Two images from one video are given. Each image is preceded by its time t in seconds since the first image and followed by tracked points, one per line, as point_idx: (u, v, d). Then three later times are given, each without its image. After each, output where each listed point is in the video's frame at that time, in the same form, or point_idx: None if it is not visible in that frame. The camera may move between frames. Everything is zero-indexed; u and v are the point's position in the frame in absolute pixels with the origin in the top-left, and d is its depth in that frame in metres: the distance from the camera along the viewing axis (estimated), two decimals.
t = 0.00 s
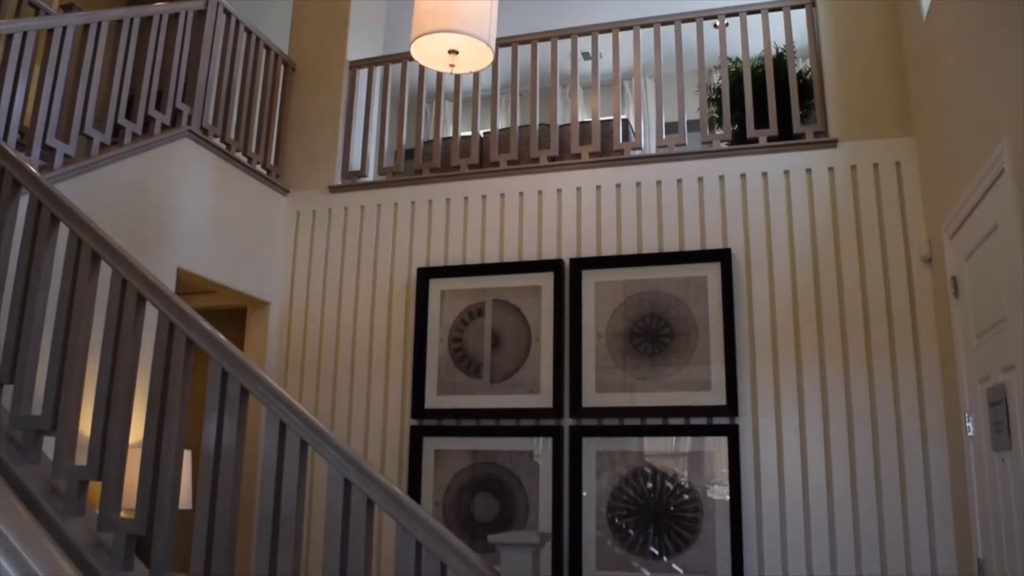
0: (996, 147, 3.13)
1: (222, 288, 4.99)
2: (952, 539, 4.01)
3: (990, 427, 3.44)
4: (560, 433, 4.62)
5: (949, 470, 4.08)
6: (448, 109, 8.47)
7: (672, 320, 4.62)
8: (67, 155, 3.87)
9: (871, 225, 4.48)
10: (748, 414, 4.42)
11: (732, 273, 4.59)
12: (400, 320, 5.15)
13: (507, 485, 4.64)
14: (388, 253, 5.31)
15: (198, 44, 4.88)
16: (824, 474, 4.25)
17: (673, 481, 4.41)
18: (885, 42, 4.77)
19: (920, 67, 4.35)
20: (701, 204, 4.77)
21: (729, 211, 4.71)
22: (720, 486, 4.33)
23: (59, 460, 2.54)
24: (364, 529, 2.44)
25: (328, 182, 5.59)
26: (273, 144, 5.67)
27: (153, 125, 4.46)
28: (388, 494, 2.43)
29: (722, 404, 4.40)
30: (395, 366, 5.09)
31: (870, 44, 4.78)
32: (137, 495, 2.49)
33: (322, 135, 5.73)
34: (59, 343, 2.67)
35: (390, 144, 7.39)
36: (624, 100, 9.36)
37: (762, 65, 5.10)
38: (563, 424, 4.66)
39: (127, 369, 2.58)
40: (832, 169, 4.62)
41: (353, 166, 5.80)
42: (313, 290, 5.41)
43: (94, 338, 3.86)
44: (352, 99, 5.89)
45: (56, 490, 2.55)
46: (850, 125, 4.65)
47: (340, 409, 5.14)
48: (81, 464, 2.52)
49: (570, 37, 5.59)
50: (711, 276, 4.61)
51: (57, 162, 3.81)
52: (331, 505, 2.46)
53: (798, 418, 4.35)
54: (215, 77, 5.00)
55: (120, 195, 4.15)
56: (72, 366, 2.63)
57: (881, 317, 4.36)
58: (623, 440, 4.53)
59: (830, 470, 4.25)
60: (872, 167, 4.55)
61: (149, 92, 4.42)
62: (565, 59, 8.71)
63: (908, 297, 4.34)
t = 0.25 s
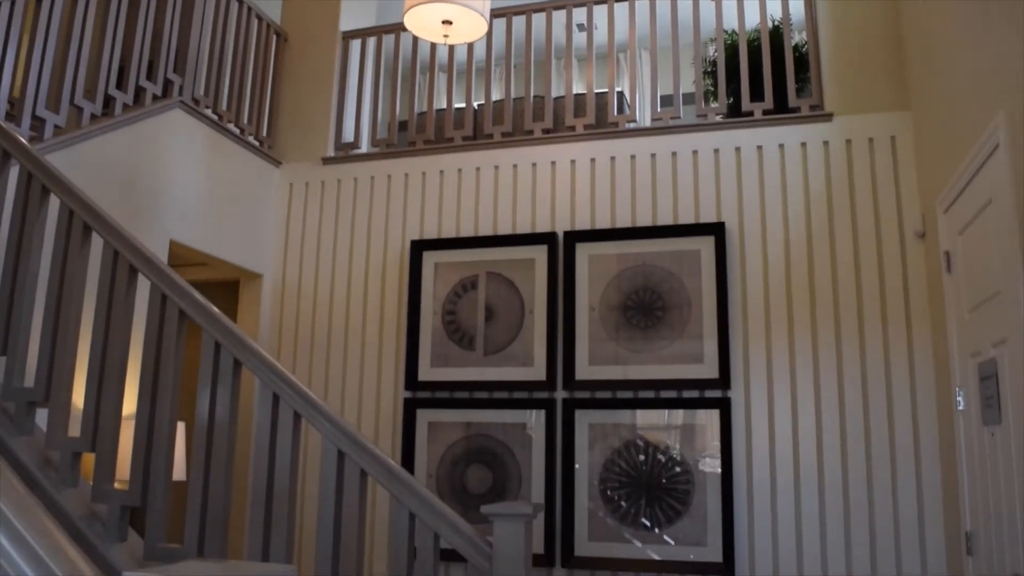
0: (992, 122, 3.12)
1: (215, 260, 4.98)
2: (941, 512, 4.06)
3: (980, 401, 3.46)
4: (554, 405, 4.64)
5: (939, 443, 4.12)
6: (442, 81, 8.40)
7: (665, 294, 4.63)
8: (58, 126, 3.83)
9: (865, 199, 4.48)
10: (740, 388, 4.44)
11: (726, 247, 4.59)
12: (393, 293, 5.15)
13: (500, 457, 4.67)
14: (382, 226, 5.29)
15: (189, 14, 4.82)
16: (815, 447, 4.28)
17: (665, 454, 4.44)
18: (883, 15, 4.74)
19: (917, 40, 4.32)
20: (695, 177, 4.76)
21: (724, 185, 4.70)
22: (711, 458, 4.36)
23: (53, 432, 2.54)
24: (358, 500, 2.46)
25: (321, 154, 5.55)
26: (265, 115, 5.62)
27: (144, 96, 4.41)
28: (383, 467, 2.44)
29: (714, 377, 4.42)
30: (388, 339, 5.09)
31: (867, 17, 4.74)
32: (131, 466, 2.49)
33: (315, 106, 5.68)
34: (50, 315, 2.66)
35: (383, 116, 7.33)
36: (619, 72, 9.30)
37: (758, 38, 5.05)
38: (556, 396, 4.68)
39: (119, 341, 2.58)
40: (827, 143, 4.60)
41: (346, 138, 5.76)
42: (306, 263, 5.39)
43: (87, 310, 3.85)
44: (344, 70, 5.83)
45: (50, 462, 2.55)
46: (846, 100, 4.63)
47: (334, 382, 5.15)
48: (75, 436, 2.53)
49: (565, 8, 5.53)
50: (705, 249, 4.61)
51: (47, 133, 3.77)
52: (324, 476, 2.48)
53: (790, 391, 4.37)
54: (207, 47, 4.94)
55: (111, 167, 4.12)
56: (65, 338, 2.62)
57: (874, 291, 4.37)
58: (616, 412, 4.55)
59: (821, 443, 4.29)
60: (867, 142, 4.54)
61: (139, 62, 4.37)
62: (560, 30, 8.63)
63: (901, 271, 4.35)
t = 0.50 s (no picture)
0: (985, 95, 3.11)
1: (205, 233, 4.95)
2: (927, 484, 4.11)
3: (968, 375, 3.49)
4: (544, 378, 4.66)
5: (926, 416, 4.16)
6: (433, 52, 8.32)
7: (656, 267, 4.63)
8: (44, 97, 3.78)
9: (857, 174, 4.48)
10: (731, 361, 4.47)
11: (717, 221, 4.59)
12: (385, 267, 5.13)
13: (491, 430, 4.70)
14: (373, 198, 5.26)
15: None
16: (804, 420, 4.32)
17: (655, 426, 4.48)
18: None
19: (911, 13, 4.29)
20: (688, 151, 4.74)
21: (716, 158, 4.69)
22: (701, 431, 4.40)
23: (43, 404, 2.54)
24: (348, 472, 2.47)
25: (311, 126, 5.51)
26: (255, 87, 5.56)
27: (132, 66, 4.36)
28: (375, 439, 2.45)
29: (705, 350, 4.45)
30: (380, 312, 5.09)
31: None
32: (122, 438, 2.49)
33: (305, 78, 5.62)
34: (39, 287, 2.64)
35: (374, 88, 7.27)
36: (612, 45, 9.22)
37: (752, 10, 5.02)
38: (547, 369, 4.70)
39: (109, 314, 2.57)
40: (820, 117, 4.59)
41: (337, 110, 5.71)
42: (296, 236, 5.37)
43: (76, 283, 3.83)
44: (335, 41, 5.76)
45: (40, 435, 2.56)
46: (839, 73, 4.61)
47: (325, 355, 5.15)
48: (65, 408, 2.52)
49: None
50: (696, 223, 4.61)
51: (34, 104, 3.72)
52: (315, 448, 2.48)
53: (779, 365, 4.40)
54: (195, 17, 4.87)
55: (100, 138, 4.08)
56: (54, 311, 2.61)
57: (864, 265, 4.38)
58: (606, 385, 4.58)
59: (810, 416, 4.32)
60: (859, 116, 4.53)
61: (127, 33, 4.31)
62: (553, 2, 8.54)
63: (892, 246, 4.37)
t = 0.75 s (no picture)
0: (977, 74, 3.10)
1: (195, 211, 4.92)
2: (915, 462, 4.16)
3: (957, 354, 3.52)
4: (536, 356, 4.67)
5: (915, 395, 4.20)
6: (424, 29, 8.24)
7: (648, 245, 4.63)
8: (31, 73, 3.72)
9: (849, 153, 4.48)
10: (721, 340, 4.48)
11: (709, 200, 4.59)
12: (375, 245, 5.12)
13: (482, 408, 4.71)
14: (364, 176, 5.24)
15: None
16: (793, 399, 4.35)
17: (645, 405, 4.50)
18: None
19: None
20: (679, 129, 4.73)
21: (708, 136, 4.67)
22: (691, 410, 4.43)
23: (32, 382, 2.53)
24: (340, 450, 2.48)
25: (301, 103, 5.46)
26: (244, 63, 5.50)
27: (120, 42, 4.30)
28: (366, 417, 2.46)
29: (695, 328, 4.46)
30: (371, 291, 5.08)
31: None
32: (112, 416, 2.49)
33: (294, 54, 5.56)
34: (27, 265, 2.62)
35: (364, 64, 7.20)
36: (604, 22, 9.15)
37: None
38: (538, 347, 4.71)
39: (98, 292, 2.55)
40: (812, 95, 4.58)
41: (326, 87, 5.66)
42: (287, 214, 5.34)
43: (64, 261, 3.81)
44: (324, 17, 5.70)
45: (30, 413, 2.55)
46: (832, 51, 4.60)
47: (316, 333, 5.15)
48: (54, 387, 2.51)
49: None
50: (688, 201, 4.61)
51: (21, 80, 3.67)
52: (307, 426, 2.49)
53: (769, 343, 4.42)
54: None
55: (87, 115, 4.04)
56: (43, 289, 2.59)
57: (855, 244, 4.40)
58: (597, 363, 4.59)
59: (799, 395, 4.35)
60: (851, 95, 4.52)
61: (114, 8, 4.25)
62: None
63: (882, 225, 4.38)
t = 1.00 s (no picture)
0: (969, 55, 3.09)
1: (185, 191, 4.89)
2: (902, 442, 4.19)
3: (946, 335, 3.54)
4: (527, 337, 4.68)
5: (903, 375, 4.23)
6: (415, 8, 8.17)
7: (639, 226, 4.63)
8: (18, 51, 3.68)
9: (840, 134, 4.48)
10: (711, 321, 4.50)
11: (700, 181, 4.58)
12: (366, 226, 5.10)
13: (473, 388, 4.72)
14: (354, 157, 5.21)
15: None
16: (783, 379, 4.37)
17: (636, 385, 4.52)
18: None
19: None
20: (671, 110, 4.72)
21: (699, 118, 4.66)
22: (681, 391, 4.45)
23: (21, 363, 2.51)
24: (330, 429, 2.48)
25: (291, 82, 5.42)
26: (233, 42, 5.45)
27: (107, 20, 4.25)
28: (357, 398, 2.46)
29: (686, 309, 4.47)
30: (362, 272, 5.07)
31: None
32: (101, 396, 2.48)
33: (283, 33, 5.51)
34: (14, 246, 2.60)
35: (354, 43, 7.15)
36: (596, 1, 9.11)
37: None
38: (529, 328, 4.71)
39: (86, 273, 2.54)
40: (804, 76, 4.57)
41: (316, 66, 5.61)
42: (276, 194, 5.31)
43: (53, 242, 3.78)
44: None
45: (19, 394, 2.54)
46: (824, 32, 4.58)
47: (307, 314, 5.14)
48: (43, 367, 2.51)
49: None
50: (679, 183, 4.60)
51: (7, 59, 3.62)
52: (297, 406, 2.49)
53: (760, 324, 4.44)
54: None
55: (75, 94, 4.00)
56: (31, 270, 2.58)
57: (845, 226, 4.41)
58: (588, 344, 4.60)
59: (789, 375, 4.37)
60: (843, 76, 4.51)
61: None
62: None
63: (873, 206, 4.39)
